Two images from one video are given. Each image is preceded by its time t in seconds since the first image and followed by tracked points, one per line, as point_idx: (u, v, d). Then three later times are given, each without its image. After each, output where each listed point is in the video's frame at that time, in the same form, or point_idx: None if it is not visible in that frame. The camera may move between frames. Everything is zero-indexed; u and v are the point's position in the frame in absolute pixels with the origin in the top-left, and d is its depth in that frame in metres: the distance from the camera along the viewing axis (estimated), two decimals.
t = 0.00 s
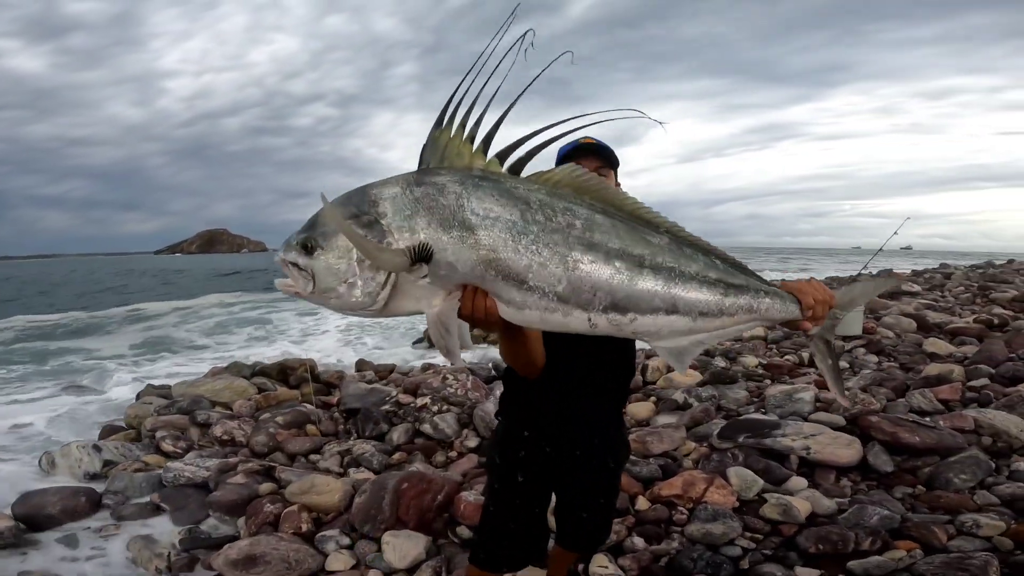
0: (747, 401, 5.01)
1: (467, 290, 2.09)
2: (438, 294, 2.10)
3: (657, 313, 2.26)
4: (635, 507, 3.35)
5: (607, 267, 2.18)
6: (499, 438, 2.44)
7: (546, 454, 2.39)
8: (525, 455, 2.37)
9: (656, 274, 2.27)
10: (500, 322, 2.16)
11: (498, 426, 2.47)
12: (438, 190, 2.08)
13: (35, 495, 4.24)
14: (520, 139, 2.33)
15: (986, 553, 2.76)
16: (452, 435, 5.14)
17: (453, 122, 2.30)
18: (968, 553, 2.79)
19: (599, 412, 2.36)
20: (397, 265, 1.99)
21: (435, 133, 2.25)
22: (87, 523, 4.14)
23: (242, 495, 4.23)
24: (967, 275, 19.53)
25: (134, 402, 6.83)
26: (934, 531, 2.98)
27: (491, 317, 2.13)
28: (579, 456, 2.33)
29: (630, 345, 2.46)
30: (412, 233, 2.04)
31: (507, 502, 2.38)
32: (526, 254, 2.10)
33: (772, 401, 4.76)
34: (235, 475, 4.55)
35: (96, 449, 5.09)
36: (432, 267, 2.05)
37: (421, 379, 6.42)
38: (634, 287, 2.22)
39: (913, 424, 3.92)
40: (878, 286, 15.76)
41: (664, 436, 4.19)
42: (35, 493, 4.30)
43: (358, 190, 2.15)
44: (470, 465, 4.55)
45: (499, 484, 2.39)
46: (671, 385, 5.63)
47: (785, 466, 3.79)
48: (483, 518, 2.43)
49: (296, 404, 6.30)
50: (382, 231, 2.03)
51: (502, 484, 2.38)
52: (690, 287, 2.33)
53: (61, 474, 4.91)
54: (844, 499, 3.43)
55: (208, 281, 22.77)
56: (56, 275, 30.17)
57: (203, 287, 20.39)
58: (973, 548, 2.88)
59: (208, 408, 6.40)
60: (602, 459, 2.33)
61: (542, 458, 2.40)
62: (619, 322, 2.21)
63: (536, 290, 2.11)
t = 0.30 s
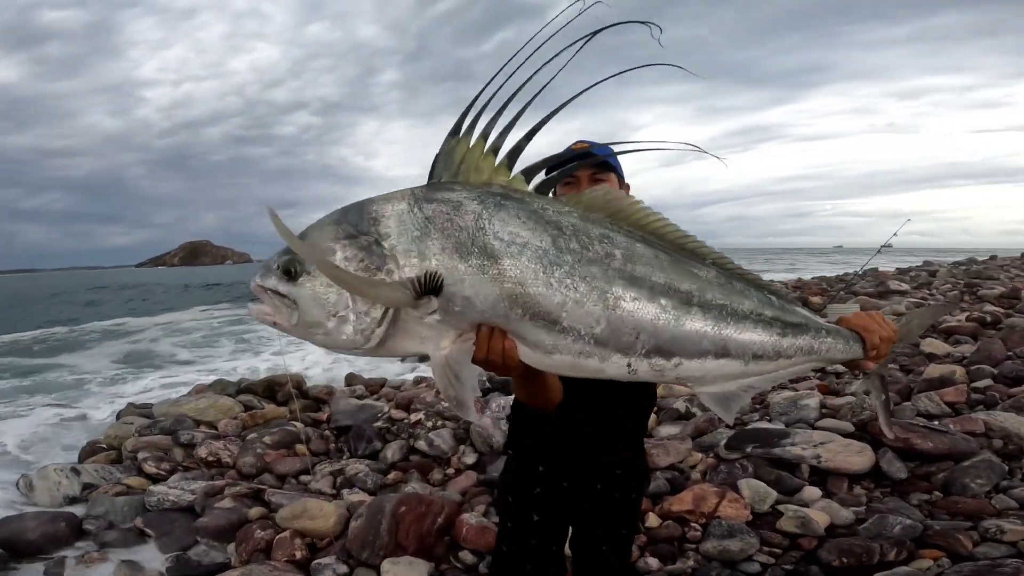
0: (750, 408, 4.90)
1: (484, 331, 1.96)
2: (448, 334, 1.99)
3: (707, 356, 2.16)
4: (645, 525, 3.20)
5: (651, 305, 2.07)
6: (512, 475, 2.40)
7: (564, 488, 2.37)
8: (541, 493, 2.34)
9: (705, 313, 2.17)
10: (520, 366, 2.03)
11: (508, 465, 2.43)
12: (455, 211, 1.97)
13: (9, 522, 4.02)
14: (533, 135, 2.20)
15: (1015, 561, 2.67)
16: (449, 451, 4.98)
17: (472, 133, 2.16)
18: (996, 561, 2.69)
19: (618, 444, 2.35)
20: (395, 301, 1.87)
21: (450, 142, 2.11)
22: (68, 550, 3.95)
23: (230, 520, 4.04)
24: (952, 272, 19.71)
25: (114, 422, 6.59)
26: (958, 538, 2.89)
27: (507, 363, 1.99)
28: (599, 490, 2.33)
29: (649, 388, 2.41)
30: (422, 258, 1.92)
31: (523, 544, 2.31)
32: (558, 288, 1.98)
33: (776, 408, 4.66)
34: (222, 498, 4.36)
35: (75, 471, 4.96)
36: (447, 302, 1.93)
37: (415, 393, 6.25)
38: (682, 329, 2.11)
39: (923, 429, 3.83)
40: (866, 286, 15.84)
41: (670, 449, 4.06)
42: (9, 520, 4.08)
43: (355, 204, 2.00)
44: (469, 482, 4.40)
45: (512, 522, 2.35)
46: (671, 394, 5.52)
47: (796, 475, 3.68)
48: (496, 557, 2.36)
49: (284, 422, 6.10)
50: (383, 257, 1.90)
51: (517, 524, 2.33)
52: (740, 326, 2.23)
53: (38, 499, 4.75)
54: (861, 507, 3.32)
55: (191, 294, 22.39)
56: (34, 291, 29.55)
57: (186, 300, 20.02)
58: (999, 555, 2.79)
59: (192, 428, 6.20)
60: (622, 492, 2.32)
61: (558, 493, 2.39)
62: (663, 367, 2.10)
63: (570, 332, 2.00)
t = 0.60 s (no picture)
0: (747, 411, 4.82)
1: (449, 312, 1.92)
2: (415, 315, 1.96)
3: (727, 364, 2.01)
4: (645, 531, 3.11)
5: (656, 300, 1.91)
6: (513, 489, 2.35)
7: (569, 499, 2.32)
8: (543, 505, 2.31)
9: (725, 310, 1.99)
10: (496, 354, 1.98)
11: (510, 477, 2.39)
12: (430, 179, 1.90)
13: None
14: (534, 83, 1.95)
15: None
16: (441, 458, 4.87)
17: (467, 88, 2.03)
18: (1007, 561, 2.63)
19: (624, 451, 2.24)
20: (349, 276, 1.87)
21: (442, 100, 2.01)
22: (45, 564, 3.80)
23: (215, 530, 3.91)
24: (937, 270, 19.93)
25: (95, 431, 6.41)
26: (966, 538, 2.83)
27: (477, 348, 1.94)
28: (605, 500, 2.24)
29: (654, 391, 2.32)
30: (387, 231, 1.91)
31: (527, 559, 2.30)
32: (537, 276, 1.87)
33: (774, 409, 4.59)
34: (208, 509, 4.21)
35: (53, 482, 4.80)
36: (412, 281, 1.91)
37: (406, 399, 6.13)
38: (695, 330, 1.95)
39: (924, 428, 3.78)
40: (855, 285, 15.93)
41: (667, 453, 3.98)
42: None
43: (347, 176, 2.06)
44: (462, 490, 4.29)
45: (515, 537, 2.33)
46: (667, 397, 5.44)
47: (797, 476, 3.61)
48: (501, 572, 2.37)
49: (271, 430, 5.95)
50: (357, 231, 1.94)
51: (521, 539, 2.31)
52: (762, 326, 2.05)
53: (16, 510, 4.59)
54: (865, 509, 3.26)
55: (176, 301, 22.08)
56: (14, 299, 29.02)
57: (171, 307, 19.75)
58: (1009, 555, 2.74)
59: (176, 437, 6.04)
60: (629, 501, 2.24)
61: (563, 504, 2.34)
62: (674, 373, 1.96)
63: (549, 326, 1.89)
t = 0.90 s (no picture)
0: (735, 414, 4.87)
1: (437, 334, 1.90)
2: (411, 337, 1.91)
3: (697, 367, 2.07)
4: (636, 537, 3.13)
5: (634, 309, 2.00)
6: (503, 501, 2.38)
7: (558, 513, 2.34)
8: (532, 518, 2.33)
9: (695, 319, 2.08)
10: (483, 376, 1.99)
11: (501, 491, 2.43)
12: (419, 203, 1.91)
13: None
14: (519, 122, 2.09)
15: (1010, 565, 2.66)
16: (432, 461, 4.87)
17: (450, 122, 2.10)
18: (990, 565, 2.68)
19: (613, 466, 2.31)
20: (345, 294, 1.80)
21: (423, 133, 2.05)
22: (32, 570, 3.76)
23: (205, 536, 3.89)
24: (923, 271, 20.20)
25: (81, 435, 6.35)
26: (952, 542, 2.87)
27: (461, 368, 1.93)
28: (593, 513, 2.28)
29: (646, 405, 2.39)
30: (378, 251, 1.85)
31: (515, 571, 2.31)
32: (532, 289, 1.91)
33: (762, 412, 4.63)
34: (197, 514, 4.19)
35: (39, 487, 4.77)
36: (407, 301, 1.87)
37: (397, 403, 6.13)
38: (667, 336, 2.03)
39: (910, 431, 3.83)
40: (841, 286, 16.09)
41: (658, 458, 4.00)
42: None
43: (314, 195, 1.95)
44: (454, 494, 4.30)
45: (504, 549, 2.34)
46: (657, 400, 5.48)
47: (785, 480, 3.65)
48: None
49: (260, 434, 5.93)
50: (339, 247, 1.84)
51: (509, 551, 2.33)
52: (732, 334, 2.14)
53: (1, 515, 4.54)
54: (851, 512, 3.30)
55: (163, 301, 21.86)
56: None
57: (158, 307, 19.56)
58: (993, 558, 2.78)
59: (163, 441, 5.99)
60: (618, 515, 2.27)
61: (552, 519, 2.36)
62: (648, 379, 2.02)
63: (541, 337, 1.93)
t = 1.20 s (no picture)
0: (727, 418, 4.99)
1: (442, 406, 2.14)
2: (414, 408, 2.16)
3: (684, 426, 2.25)
4: (629, 541, 3.25)
5: (619, 379, 2.17)
6: (502, 514, 2.52)
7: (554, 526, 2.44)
8: (530, 531, 2.44)
9: (677, 384, 2.24)
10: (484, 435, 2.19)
11: (500, 504, 2.55)
12: (416, 291, 2.15)
13: None
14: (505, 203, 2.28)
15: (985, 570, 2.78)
16: (431, 466, 4.97)
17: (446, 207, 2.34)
18: (967, 570, 2.80)
19: (605, 482, 2.45)
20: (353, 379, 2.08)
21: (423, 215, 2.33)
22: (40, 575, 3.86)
23: (209, 542, 3.99)
24: (916, 271, 20.36)
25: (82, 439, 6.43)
26: (930, 547, 3.00)
27: (466, 430, 2.17)
28: (587, 526, 2.44)
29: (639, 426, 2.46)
30: (380, 339, 2.12)
31: None
32: (514, 370, 2.11)
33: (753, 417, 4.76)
34: (200, 519, 4.29)
35: (43, 492, 4.87)
36: (406, 381, 2.12)
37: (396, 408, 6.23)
38: (652, 403, 2.20)
39: (894, 437, 3.96)
40: (835, 287, 16.22)
41: (650, 464, 4.11)
42: None
43: (335, 288, 2.28)
44: (452, 499, 4.41)
45: (504, 558, 2.52)
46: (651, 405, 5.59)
47: (773, 485, 3.78)
48: None
49: (261, 439, 6.03)
50: (351, 336, 2.14)
51: (508, 560, 2.49)
52: (715, 395, 2.30)
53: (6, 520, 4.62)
54: (836, 517, 3.42)
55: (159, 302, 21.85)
56: None
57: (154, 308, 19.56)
58: (970, 563, 2.91)
59: (164, 446, 6.09)
60: (610, 527, 2.47)
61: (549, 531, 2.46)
62: (640, 439, 2.21)
63: (530, 411, 2.12)
